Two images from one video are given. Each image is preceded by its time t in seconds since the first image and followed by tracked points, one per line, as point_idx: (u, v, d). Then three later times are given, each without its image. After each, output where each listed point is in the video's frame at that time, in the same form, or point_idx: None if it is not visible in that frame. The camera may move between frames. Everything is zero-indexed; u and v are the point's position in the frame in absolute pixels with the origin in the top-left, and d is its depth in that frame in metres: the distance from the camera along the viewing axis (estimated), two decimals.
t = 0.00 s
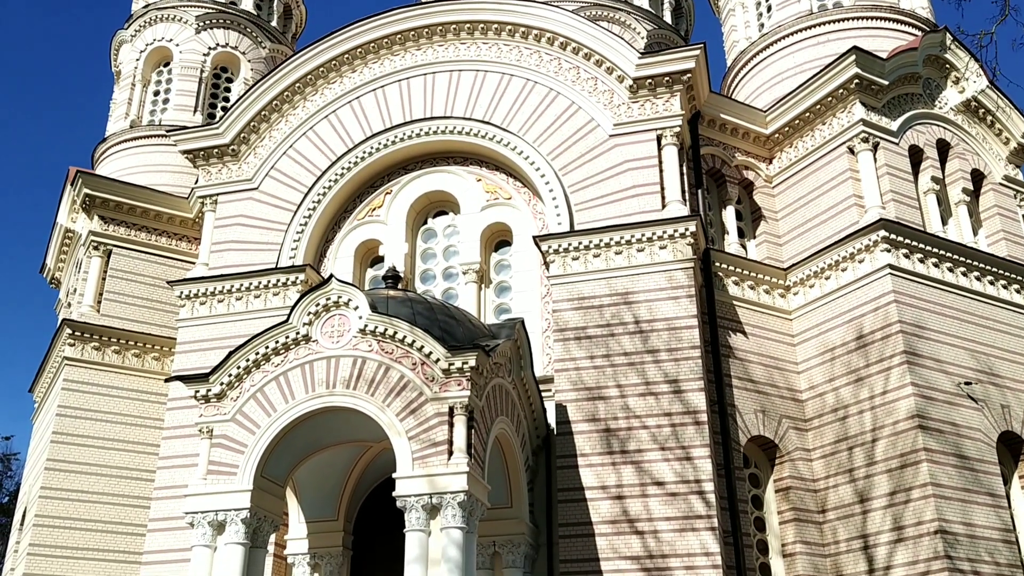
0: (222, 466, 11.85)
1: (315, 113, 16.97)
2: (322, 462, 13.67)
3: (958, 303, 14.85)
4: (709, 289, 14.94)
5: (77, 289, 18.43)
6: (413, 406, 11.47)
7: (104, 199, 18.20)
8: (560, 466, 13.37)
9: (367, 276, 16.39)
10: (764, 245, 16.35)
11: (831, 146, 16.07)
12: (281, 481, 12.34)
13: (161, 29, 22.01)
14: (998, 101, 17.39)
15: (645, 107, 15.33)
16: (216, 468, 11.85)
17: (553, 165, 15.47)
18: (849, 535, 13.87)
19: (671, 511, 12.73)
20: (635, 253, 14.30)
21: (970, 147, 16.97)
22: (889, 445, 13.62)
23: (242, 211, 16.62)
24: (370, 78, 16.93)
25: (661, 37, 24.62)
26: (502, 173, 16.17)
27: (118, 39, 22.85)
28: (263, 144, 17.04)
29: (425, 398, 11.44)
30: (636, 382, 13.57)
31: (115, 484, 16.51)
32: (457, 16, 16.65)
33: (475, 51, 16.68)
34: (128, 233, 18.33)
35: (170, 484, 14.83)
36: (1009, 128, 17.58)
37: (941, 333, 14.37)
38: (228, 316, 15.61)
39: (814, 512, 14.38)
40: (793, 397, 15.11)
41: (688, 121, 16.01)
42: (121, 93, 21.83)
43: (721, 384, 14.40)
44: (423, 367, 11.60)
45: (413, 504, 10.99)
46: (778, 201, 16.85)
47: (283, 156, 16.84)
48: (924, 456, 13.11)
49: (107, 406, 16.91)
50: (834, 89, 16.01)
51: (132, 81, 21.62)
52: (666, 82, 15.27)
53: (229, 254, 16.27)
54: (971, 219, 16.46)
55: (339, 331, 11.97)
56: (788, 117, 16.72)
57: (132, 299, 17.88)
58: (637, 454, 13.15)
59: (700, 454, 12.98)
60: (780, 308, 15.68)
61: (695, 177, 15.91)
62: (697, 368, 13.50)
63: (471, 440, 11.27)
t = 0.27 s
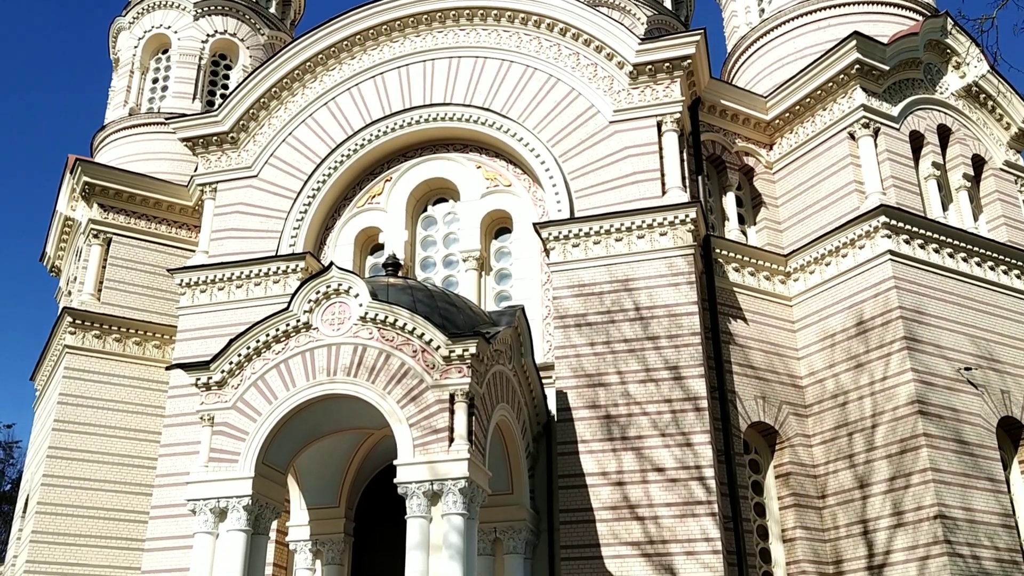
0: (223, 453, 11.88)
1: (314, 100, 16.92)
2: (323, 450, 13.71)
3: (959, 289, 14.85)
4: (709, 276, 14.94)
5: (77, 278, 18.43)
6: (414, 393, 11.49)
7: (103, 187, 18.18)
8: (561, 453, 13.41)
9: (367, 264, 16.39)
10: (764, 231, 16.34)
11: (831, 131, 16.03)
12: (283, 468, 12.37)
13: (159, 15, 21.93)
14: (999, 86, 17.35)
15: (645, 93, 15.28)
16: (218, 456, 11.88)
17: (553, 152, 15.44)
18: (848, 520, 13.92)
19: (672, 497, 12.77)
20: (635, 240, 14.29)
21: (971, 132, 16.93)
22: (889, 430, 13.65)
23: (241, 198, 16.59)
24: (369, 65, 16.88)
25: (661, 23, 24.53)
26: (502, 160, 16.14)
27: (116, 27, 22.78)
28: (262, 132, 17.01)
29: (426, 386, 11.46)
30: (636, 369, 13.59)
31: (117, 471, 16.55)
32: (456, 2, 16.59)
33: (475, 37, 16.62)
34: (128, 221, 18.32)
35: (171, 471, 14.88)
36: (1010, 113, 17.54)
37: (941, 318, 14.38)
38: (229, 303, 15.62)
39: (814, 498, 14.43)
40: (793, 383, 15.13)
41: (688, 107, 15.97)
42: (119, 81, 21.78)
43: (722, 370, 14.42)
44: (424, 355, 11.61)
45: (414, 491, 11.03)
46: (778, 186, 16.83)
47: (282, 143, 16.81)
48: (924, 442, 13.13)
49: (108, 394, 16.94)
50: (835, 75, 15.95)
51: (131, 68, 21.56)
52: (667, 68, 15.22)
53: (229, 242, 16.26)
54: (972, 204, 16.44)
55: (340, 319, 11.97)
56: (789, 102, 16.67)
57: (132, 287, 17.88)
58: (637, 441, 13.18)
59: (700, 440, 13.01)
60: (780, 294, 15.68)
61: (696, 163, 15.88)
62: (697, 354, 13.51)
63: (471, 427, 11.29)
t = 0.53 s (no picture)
0: (225, 440, 11.91)
1: (314, 87, 16.88)
2: (325, 437, 13.75)
3: (960, 274, 14.84)
4: (710, 262, 14.94)
5: (78, 265, 18.44)
6: (415, 379, 11.51)
7: (104, 174, 18.17)
8: (562, 439, 13.44)
9: (368, 251, 16.39)
10: (765, 217, 16.33)
11: (833, 117, 15.98)
12: (285, 455, 12.40)
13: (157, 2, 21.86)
14: (1001, 71, 17.28)
15: (647, 79, 15.22)
16: (220, 443, 11.91)
17: (554, 138, 15.41)
18: (849, 505, 13.96)
19: (673, 483, 12.81)
20: (636, 226, 14.28)
21: (973, 117, 16.89)
22: (890, 415, 13.67)
23: (242, 186, 16.58)
24: (369, 51, 16.82)
25: (662, 8, 24.43)
26: (503, 146, 16.11)
27: (115, 14, 22.73)
28: (262, 119, 16.97)
29: (427, 372, 11.48)
30: (637, 355, 13.60)
31: (120, 458, 16.61)
32: None
33: (475, 23, 16.55)
34: (128, 208, 18.31)
35: (174, 458, 14.93)
36: (1011, 98, 17.48)
37: (942, 304, 14.38)
38: (230, 291, 15.63)
39: (815, 483, 14.47)
40: (794, 369, 15.15)
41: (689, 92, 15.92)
42: (119, 68, 21.74)
43: (722, 356, 14.44)
44: (425, 342, 11.63)
45: (416, 476, 11.07)
46: (780, 172, 16.80)
47: (283, 130, 16.77)
48: (924, 427, 13.15)
49: (110, 381, 16.97)
50: (837, 60, 15.88)
51: (130, 55, 21.52)
52: (668, 53, 15.15)
53: (230, 229, 16.25)
54: (973, 189, 16.41)
55: (340, 306, 11.98)
56: (790, 88, 16.61)
57: (133, 275, 17.89)
58: (638, 427, 13.21)
59: (701, 426, 13.03)
60: (781, 280, 15.68)
61: (697, 149, 15.84)
62: (698, 340, 13.52)
63: (473, 413, 11.31)
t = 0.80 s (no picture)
0: (227, 426, 11.94)
1: (314, 72, 16.82)
2: (326, 422, 13.78)
3: (960, 259, 14.83)
4: (711, 247, 14.92)
5: (79, 251, 18.44)
6: (416, 365, 11.53)
7: (103, 160, 18.14)
8: (563, 424, 13.48)
9: (368, 236, 16.38)
10: (766, 202, 16.31)
11: (834, 101, 15.92)
12: (287, 441, 12.44)
13: None
14: (1003, 55, 17.21)
15: (647, 63, 15.16)
16: (222, 428, 11.94)
17: (554, 123, 15.36)
18: (849, 489, 14.01)
19: (673, 467, 12.85)
20: (637, 211, 14.26)
21: (974, 101, 16.84)
22: (890, 400, 13.69)
23: (242, 171, 16.55)
24: (369, 35, 16.76)
25: None
26: (504, 131, 16.07)
27: None
28: (262, 104, 16.92)
29: (428, 358, 11.49)
30: (638, 340, 13.61)
31: (122, 444, 16.65)
32: None
33: (475, 7, 16.47)
34: (128, 194, 18.29)
35: (176, 444, 14.97)
36: (1013, 81, 17.41)
37: (943, 288, 14.37)
38: (231, 277, 15.63)
39: (815, 467, 14.51)
40: (795, 353, 15.17)
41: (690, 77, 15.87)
42: (118, 53, 21.69)
43: (723, 341, 14.45)
44: (426, 327, 11.63)
45: (417, 462, 11.10)
46: (781, 157, 16.76)
47: (283, 115, 16.72)
48: (925, 411, 13.17)
49: (111, 367, 17.00)
50: (838, 44, 15.81)
51: (129, 40, 21.46)
52: (669, 37, 15.09)
53: (230, 215, 16.24)
54: (975, 173, 16.38)
55: (341, 292, 11.98)
56: (792, 72, 16.54)
57: (134, 261, 17.89)
58: (639, 411, 13.24)
59: (702, 411, 13.06)
60: (782, 265, 15.68)
61: (698, 134, 15.81)
62: (699, 325, 13.53)
63: (474, 399, 11.34)
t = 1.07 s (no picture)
0: (229, 412, 11.97)
1: (314, 58, 16.76)
2: (328, 409, 13.81)
3: (962, 244, 14.81)
4: (712, 233, 14.91)
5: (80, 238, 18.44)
6: (417, 351, 11.54)
7: (104, 146, 18.12)
8: (565, 410, 13.49)
9: (369, 223, 16.36)
10: (767, 188, 16.28)
11: (836, 86, 15.86)
12: (289, 427, 12.46)
13: None
14: (1005, 39, 17.14)
15: (649, 48, 15.10)
16: (224, 415, 11.97)
17: (555, 108, 15.32)
18: (849, 475, 14.04)
19: (674, 453, 12.88)
20: (638, 197, 14.24)
21: (977, 86, 16.78)
22: (891, 385, 13.70)
23: (242, 158, 16.52)
24: (369, 21, 16.69)
25: None
26: (505, 117, 16.02)
27: None
28: (262, 90, 16.88)
29: (430, 344, 11.51)
30: (639, 326, 13.62)
31: (125, 430, 16.70)
32: None
33: None
34: (129, 181, 18.28)
35: (178, 430, 15.02)
36: (1016, 66, 17.34)
37: (944, 274, 14.36)
38: (232, 263, 15.63)
39: (816, 452, 14.53)
40: (796, 339, 15.17)
41: (691, 62, 15.82)
42: (117, 39, 21.67)
43: (724, 327, 14.45)
44: (428, 314, 11.64)
45: (420, 447, 11.12)
46: (782, 142, 16.72)
47: (283, 102, 16.68)
48: (925, 396, 13.18)
49: (113, 354, 17.02)
50: (840, 29, 15.73)
51: (128, 26, 21.43)
52: (670, 22, 15.02)
53: (231, 201, 16.22)
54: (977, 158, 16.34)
55: (342, 278, 11.98)
56: (793, 57, 16.48)
57: (135, 248, 17.89)
58: (640, 397, 13.26)
59: (703, 396, 13.08)
60: (783, 251, 15.67)
61: (699, 120, 15.76)
62: (701, 311, 13.53)
63: (475, 385, 11.35)
